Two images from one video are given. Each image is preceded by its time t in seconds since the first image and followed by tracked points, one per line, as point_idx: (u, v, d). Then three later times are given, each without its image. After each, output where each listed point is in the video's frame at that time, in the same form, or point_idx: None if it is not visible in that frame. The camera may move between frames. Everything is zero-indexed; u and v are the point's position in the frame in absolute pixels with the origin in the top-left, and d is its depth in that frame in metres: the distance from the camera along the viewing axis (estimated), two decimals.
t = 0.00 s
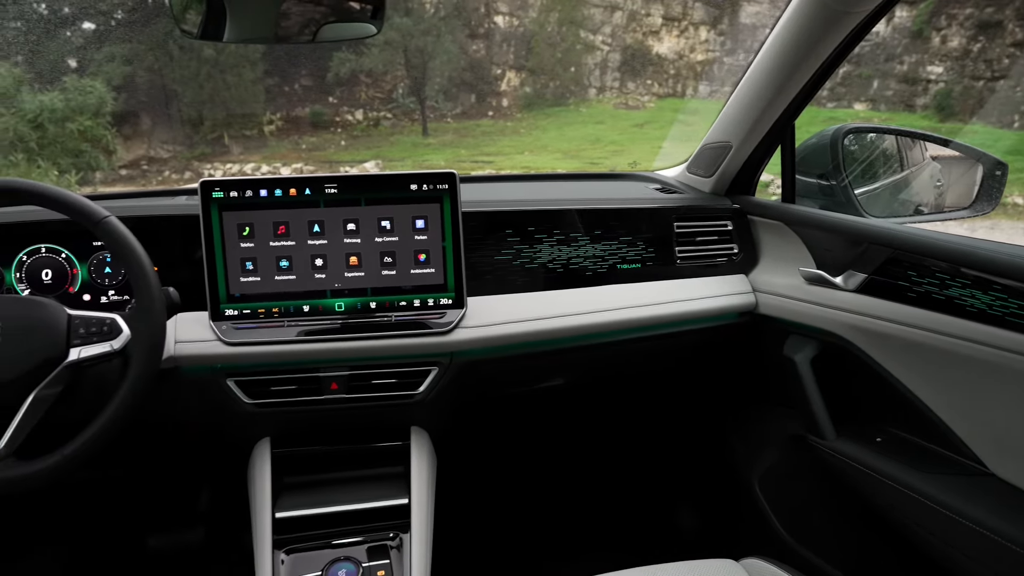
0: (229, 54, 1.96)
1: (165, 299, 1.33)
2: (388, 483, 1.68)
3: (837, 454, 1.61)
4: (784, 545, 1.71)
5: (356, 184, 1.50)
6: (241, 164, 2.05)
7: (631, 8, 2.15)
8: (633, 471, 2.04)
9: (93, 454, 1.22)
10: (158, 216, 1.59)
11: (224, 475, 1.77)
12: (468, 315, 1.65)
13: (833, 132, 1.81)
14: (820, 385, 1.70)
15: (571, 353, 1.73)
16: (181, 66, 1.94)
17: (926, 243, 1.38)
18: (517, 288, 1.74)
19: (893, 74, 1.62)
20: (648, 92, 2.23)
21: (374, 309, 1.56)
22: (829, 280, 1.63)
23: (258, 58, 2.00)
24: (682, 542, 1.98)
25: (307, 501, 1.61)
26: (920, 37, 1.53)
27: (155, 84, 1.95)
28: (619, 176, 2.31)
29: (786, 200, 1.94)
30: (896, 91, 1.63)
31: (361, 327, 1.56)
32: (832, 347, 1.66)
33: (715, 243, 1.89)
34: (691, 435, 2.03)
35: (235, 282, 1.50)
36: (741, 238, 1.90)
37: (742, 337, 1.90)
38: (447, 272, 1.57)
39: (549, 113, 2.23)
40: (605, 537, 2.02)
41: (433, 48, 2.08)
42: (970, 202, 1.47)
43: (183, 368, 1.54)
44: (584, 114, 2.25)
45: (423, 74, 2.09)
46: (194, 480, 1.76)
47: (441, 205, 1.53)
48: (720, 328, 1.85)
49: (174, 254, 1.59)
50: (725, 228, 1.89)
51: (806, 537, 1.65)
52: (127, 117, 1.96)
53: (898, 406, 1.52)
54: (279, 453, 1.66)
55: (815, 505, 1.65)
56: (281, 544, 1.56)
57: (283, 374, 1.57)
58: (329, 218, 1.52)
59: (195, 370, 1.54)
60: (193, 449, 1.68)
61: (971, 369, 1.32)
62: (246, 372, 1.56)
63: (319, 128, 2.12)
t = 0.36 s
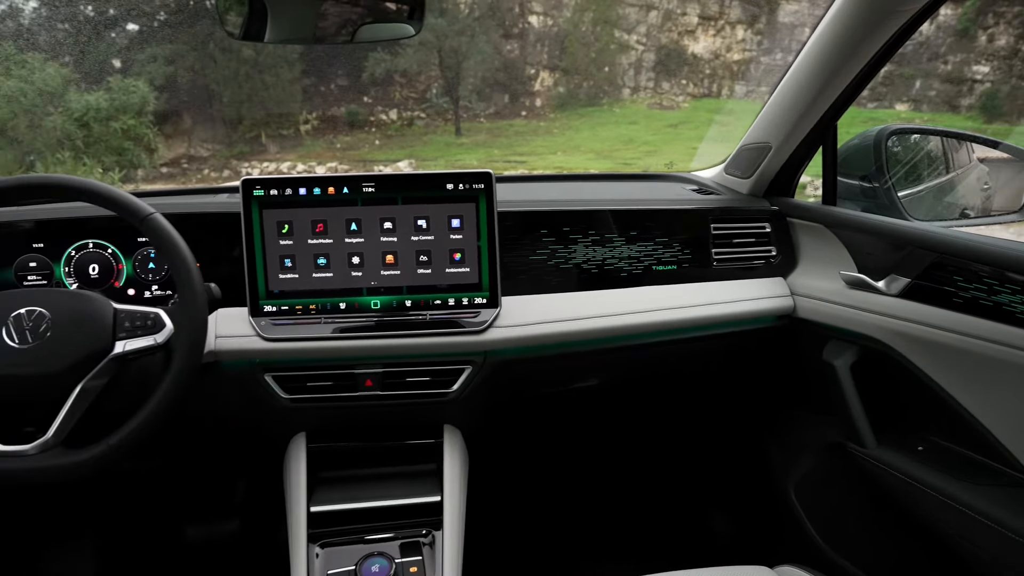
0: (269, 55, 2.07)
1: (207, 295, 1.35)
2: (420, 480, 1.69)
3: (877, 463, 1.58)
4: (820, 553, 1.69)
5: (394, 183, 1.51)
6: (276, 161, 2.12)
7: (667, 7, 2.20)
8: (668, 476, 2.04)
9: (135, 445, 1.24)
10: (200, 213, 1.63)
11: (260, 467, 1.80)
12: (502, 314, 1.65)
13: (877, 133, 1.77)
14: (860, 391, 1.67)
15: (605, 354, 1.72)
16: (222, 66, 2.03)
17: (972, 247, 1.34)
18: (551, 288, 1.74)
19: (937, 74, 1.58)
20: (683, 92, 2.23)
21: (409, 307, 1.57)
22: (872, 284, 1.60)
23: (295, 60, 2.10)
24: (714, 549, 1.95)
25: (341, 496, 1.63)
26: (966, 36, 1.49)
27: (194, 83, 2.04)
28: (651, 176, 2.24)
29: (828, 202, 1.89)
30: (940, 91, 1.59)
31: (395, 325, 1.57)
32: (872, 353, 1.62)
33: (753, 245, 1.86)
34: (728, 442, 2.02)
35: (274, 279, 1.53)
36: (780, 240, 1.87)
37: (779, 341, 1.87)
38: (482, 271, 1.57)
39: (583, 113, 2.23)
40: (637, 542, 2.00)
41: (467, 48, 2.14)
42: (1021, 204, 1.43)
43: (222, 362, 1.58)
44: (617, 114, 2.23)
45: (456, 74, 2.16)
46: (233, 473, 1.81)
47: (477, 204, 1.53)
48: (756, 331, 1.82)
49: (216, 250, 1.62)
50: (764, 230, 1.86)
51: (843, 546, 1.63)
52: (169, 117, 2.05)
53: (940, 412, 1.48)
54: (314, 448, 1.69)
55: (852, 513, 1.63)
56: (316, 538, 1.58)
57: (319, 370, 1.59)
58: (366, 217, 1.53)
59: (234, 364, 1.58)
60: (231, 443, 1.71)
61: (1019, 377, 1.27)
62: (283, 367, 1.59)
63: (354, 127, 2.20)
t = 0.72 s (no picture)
0: (306, 57, 2.30)
1: (249, 291, 1.38)
2: (454, 479, 1.70)
3: (923, 473, 1.55)
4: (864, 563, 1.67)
5: (431, 183, 1.52)
6: (314, 161, 2.09)
7: (705, 8, 2.34)
8: (702, 479, 2.02)
9: (177, 436, 1.27)
10: (242, 210, 1.66)
11: (298, 463, 1.84)
12: (538, 315, 1.65)
13: (923, 135, 1.72)
14: (904, 398, 1.63)
15: (640, 356, 1.71)
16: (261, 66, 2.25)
17: None
18: (586, 289, 1.73)
19: (984, 73, 1.55)
20: (720, 92, 2.23)
21: (444, 306, 1.58)
22: (917, 289, 1.55)
23: (332, 61, 2.33)
24: (751, 558, 1.90)
25: (376, 492, 1.65)
26: (1017, 34, 1.45)
27: (238, 84, 2.22)
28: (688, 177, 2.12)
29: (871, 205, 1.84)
30: (988, 91, 1.56)
31: (430, 323, 1.58)
32: (915, 359, 1.58)
33: (793, 248, 1.83)
34: (763, 446, 2.00)
35: (313, 276, 1.55)
36: (821, 243, 1.84)
37: (819, 346, 1.84)
38: (518, 271, 1.57)
39: (619, 110, 2.26)
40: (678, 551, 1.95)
41: (503, 49, 2.28)
42: None
43: (261, 358, 1.60)
44: (655, 112, 2.26)
45: (492, 73, 2.26)
46: (272, 467, 1.85)
47: (514, 204, 1.53)
48: (796, 336, 1.79)
49: (257, 247, 1.66)
50: (804, 232, 1.83)
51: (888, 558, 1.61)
52: (210, 116, 2.14)
53: (985, 420, 1.43)
54: (350, 444, 1.71)
55: (898, 523, 1.60)
56: (351, 532, 1.60)
57: (355, 367, 1.61)
58: (404, 216, 1.55)
59: (273, 360, 1.60)
60: (269, 438, 1.74)
61: None
62: (320, 364, 1.60)
63: (387, 124, 2.25)
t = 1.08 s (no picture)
0: (343, 57, 2.33)
1: (289, 288, 1.40)
2: (486, 478, 1.70)
3: (964, 483, 1.51)
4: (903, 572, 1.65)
5: (469, 182, 1.53)
6: (349, 158, 2.16)
7: (743, 7, 2.31)
8: (733, 480, 2.03)
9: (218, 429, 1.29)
10: (283, 208, 1.69)
11: (331, 459, 1.87)
12: (573, 315, 1.65)
13: (972, 136, 1.66)
14: (948, 406, 1.59)
15: (675, 359, 1.69)
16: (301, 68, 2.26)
17: None
18: (622, 290, 1.72)
19: None
20: (757, 93, 2.21)
21: (480, 306, 1.59)
22: (963, 295, 1.51)
23: (368, 61, 2.36)
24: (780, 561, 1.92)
25: (409, 489, 1.66)
26: None
27: (277, 85, 2.24)
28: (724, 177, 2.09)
29: (916, 208, 1.80)
30: None
31: (466, 322, 1.59)
32: (960, 367, 1.54)
33: (834, 251, 1.80)
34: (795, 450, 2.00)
35: (351, 274, 1.57)
36: (864, 247, 1.80)
37: (860, 352, 1.80)
38: (554, 271, 1.56)
39: (655, 112, 2.22)
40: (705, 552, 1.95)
41: (538, 48, 2.29)
42: None
43: (298, 354, 1.61)
44: (689, 114, 2.21)
45: (527, 73, 2.27)
46: (303, 463, 1.89)
47: (551, 204, 1.53)
48: (836, 341, 1.75)
49: (297, 244, 1.69)
50: (846, 235, 1.80)
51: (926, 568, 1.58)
52: (251, 115, 2.19)
53: None
54: (384, 440, 1.72)
55: (935, 533, 1.57)
56: (385, 528, 1.62)
57: (391, 364, 1.62)
58: (441, 215, 1.56)
59: (311, 356, 1.61)
60: (304, 433, 1.76)
61: None
62: (357, 360, 1.61)
63: (421, 123, 2.28)
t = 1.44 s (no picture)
0: (376, 56, 2.22)
1: (324, 286, 1.41)
2: (516, 478, 1.70)
3: (1010, 496, 1.47)
4: None
5: (503, 182, 1.53)
6: (381, 157, 2.20)
7: (779, 5, 2.21)
8: (767, 483, 2.02)
9: (255, 423, 1.31)
10: (318, 207, 1.72)
11: (362, 453, 1.91)
12: (605, 316, 1.64)
13: (1020, 138, 1.61)
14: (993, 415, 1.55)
15: (708, 361, 1.67)
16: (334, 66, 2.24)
17: None
18: (654, 292, 1.71)
19: None
20: (792, 92, 2.22)
21: (511, 305, 1.59)
22: (1007, 301, 1.45)
23: (401, 60, 2.25)
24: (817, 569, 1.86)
25: (440, 487, 1.67)
26: None
27: (309, 83, 2.25)
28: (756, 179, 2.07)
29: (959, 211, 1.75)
30: None
31: (497, 322, 1.59)
32: (1005, 375, 1.49)
33: (873, 254, 1.76)
34: (835, 454, 1.97)
35: (384, 272, 1.58)
36: (904, 250, 1.76)
37: (897, 356, 1.77)
38: (586, 271, 1.56)
39: (688, 112, 2.20)
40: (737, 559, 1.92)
41: (570, 48, 2.24)
42: None
43: (333, 350, 1.63)
44: (722, 113, 2.20)
45: (558, 73, 2.25)
46: (337, 458, 1.95)
47: (584, 204, 1.53)
48: (874, 346, 1.72)
49: (331, 242, 1.71)
50: (886, 238, 1.76)
51: None
52: (285, 115, 2.26)
53: None
54: (415, 438, 1.73)
55: (981, 548, 1.54)
56: (415, 525, 1.63)
57: (423, 363, 1.62)
58: (474, 214, 1.56)
59: (345, 353, 1.63)
60: (337, 428, 1.78)
61: None
62: (390, 358, 1.62)
63: (453, 124, 2.30)
